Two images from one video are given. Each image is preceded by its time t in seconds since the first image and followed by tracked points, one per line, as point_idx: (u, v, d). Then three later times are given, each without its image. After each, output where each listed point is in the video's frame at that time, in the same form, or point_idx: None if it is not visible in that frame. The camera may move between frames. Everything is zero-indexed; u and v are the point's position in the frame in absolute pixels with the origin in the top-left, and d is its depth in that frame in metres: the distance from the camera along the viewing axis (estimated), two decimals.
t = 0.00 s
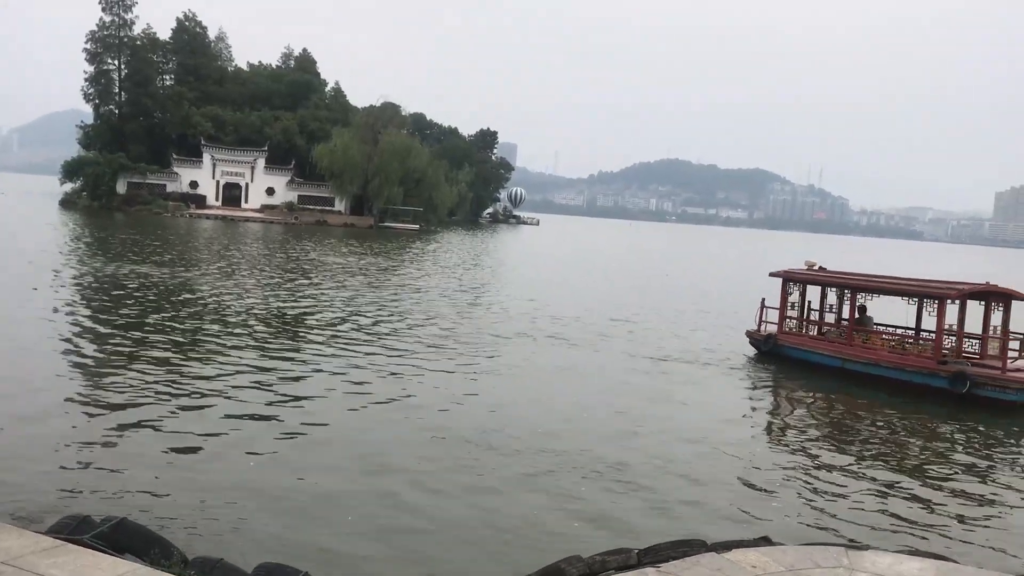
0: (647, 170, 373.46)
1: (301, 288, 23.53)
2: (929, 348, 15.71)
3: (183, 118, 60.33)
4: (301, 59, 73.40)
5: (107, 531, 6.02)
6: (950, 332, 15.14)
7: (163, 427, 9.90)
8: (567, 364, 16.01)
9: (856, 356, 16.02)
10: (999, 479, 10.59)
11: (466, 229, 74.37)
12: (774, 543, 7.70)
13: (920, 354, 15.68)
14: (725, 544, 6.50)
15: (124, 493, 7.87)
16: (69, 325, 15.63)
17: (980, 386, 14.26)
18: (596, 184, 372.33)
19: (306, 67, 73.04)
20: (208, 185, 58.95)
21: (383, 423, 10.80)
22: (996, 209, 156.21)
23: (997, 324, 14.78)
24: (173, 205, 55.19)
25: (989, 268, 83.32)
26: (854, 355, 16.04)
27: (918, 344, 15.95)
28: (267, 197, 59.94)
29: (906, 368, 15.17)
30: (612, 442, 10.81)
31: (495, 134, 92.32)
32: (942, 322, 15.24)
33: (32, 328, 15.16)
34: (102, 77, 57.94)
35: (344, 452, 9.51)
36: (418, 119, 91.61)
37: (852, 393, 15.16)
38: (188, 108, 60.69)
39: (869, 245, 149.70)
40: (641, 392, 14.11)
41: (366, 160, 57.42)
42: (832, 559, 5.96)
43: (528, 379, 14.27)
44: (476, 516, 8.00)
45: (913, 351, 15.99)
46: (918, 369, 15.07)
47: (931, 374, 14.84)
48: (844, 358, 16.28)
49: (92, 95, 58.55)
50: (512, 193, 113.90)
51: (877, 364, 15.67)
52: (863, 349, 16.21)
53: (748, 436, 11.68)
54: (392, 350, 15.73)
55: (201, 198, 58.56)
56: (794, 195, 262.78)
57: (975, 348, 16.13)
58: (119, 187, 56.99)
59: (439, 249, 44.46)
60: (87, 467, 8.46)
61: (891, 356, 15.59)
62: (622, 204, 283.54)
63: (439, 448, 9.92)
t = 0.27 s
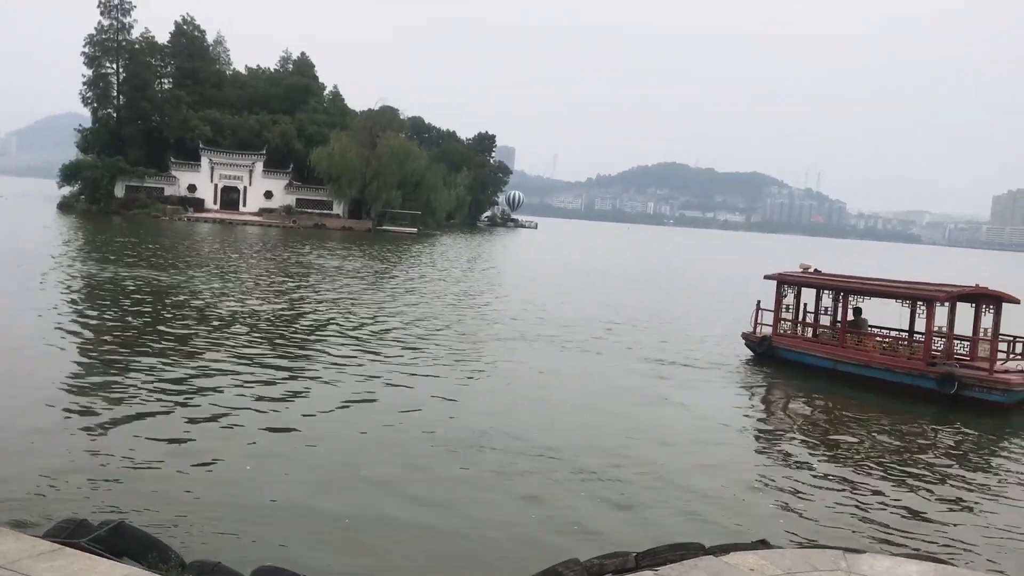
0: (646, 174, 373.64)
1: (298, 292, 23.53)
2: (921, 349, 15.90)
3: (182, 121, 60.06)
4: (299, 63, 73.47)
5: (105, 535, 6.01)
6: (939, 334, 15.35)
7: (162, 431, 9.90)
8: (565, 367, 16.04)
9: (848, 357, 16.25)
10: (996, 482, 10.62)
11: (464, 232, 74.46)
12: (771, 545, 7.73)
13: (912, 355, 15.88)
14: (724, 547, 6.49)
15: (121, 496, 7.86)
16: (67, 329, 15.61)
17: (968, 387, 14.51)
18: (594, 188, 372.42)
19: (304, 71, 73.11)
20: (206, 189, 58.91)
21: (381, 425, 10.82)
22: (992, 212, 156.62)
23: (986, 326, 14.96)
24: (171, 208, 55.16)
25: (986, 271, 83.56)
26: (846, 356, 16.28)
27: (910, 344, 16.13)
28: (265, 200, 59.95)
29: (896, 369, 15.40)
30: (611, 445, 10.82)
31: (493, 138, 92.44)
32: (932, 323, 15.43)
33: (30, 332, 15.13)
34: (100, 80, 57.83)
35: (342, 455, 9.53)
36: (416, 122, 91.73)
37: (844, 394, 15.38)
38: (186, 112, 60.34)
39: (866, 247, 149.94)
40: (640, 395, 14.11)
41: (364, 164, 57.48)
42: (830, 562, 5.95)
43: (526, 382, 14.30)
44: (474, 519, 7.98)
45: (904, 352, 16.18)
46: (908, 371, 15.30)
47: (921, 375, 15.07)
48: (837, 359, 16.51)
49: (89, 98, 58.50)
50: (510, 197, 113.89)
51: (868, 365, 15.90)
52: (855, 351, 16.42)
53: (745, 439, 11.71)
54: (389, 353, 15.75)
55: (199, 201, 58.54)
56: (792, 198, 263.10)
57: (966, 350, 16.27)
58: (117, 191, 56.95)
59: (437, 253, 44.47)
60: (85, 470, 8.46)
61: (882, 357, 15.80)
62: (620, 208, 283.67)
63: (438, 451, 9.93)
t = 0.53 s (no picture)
0: (641, 178, 374.11)
1: (292, 296, 23.53)
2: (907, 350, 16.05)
3: (176, 125, 60.06)
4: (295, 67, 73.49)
5: (99, 540, 6.00)
6: (925, 336, 15.53)
7: (156, 435, 9.90)
8: (560, 371, 16.05)
9: (835, 359, 16.44)
10: (989, 484, 10.67)
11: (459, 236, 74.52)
12: (762, 548, 7.76)
13: (898, 357, 16.05)
14: (719, 550, 6.51)
15: (115, 501, 7.86)
16: (62, 333, 15.55)
17: (952, 388, 14.67)
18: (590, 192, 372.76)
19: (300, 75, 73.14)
20: (201, 193, 58.83)
21: (376, 429, 10.83)
22: (987, 216, 157.07)
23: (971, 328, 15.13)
24: (166, 212, 55.08)
25: (979, 275, 83.83)
26: (833, 358, 16.47)
27: (896, 346, 16.30)
28: (260, 204, 59.91)
29: (882, 371, 15.58)
30: (605, 448, 10.84)
31: (488, 142, 92.51)
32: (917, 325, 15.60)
33: (24, 336, 15.08)
34: (94, 84, 58.08)
35: (337, 459, 9.51)
36: (412, 126, 91.79)
37: (831, 395, 15.55)
38: (181, 116, 60.39)
39: (861, 251, 150.26)
40: (633, 399, 14.14)
41: (359, 168, 57.45)
42: (826, 566, 5.96)
43: (520, 385, 14.34)
44: (466, 523, 7.98)
45: (891, 353, 16.34)
46: (894, 372, 15.48)
47: (905, 376, 15.25)
48: (824, 361, 16.70)
49: (83, 102, 58.60)
50: (505, 201, 114.00)
51: (855, 367, 16.09)
52: (842, 352, 16.61)
53: (739, 442, 11.74)
54: (383, 356, 15.78)
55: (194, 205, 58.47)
56: (787, 202, 263.53)
57: (953, 351, 16.41)
58: (111, 195, 56.85)
59: (432, 257, 44.47)
60: (77, 475, 8.44)
61: (868, 358, 15.98)
62: (615, 211, 283.96)
63: (432, 454, 9.95)
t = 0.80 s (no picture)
0: (633, 181, 374.85)
1: (284, 300, 23.49)
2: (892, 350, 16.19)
3: (167, 129, 59.87)
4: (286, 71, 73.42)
5: (90, 546, 5.97)
6: (907, 337, 15.64)
7: (147, 439, 9.88)
8: (553, 375, 16.07)
9: (820, 360, 16.58)
10: (979, 485, 10.70)
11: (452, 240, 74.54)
12: (753, 550, 7.76)
13: (882, 357, 16.19)
14: (713, 553, 6.50)
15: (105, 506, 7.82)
16: (53, 338, 15.50)
17: (933, 388, 14.76)
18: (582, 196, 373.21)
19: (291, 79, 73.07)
20: (193, 197, 58.70)
21: (369, 433, 10.82)
22: (977, 218, 157.79)
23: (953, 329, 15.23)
24: (157, 216, 54.94)
25: (970, 277, 84.24)
26: (819, 359, 16.61)
27: (881, 347, 16.44)
28: (252, 208, 59.81)
29: (865, 371, 15.71)
30: (597, 451, 10.84)
31: (480, 145, 92.58)
32: (899, 326, 15.72)
33: (16, 342, 15.00)
34: (85, 89, 57.98)
35: (330, 463, 9.50)
36: (404, 130, 91.81)
37: (816, 394, 15.69)
38: (172, 121, 60.37)
39: (853, 254, 150.79)
40: (626, 402, 14.16)
41: (351, 172, 57.34)
42: (818, 568, 5.96)
43: (513, 389, 14.36)
44: (458, 527, 7.97)
45: (876, 354, 16.48)
46: (877, 373, 15.61)
47: (887, 377, 15.39)
48: (810, 362, 16.87)
49: (75, 107, 58.51)
50: (498, 204, 114.08)
51: (840, 367, 16.23)
52: (828, 353, 16.77)
53: (731, 445, 11.76)
54: (375, 360, 15.77)
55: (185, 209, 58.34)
56: (779, 204, 264.30)
57: (939, 352, 16.51)
58: (103, 200, 56.63)
59: (425, 261, 44.47)
60: (68, 481, 8.40)
61: (852, 359, 16.14)
62: (607, 214, 284.36)
63: (424, 458, 9.94)
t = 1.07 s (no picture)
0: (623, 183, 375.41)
1: (274, 304, 23.43)
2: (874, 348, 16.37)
3: (157, 134, 59.82)
4: (275, 74, 73.30)
5: (82, 553, 5.93)
6: (889, 335, 15.83)
7: (139, 445, 9.86)
8: (544, 377, 16.09)
9: (804, 358, 16.74)
10: (969, 484, 10.77)
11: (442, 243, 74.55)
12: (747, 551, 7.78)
13: (864, 356, 16.36)
14: (706, 554, 6.51)
15: (97, 513, 7.79)
16: (42, 345, 15.42)
17: (914, 385, 15.03)
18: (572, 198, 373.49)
19: (280, 83, 72.93)
20: (182, 202, 58.54)
21: (360, 437, 10.82)
22: (965, 218, 158.63)
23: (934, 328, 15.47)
24: (147, 221, 54.76)
25: (958, 277, 84.78)
26: (802, 357, 16.77)
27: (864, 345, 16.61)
28: (241, 213, 59.68)
29: (848, 369, 15.89)
30: (589, 453, 10.86)
31: (470, 148, 92.61)
32: (881, 324, 15.89)
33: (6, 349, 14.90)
34: (74, 93, 57.51)
35: (322, 468, 9.48)
36: (393, 133, 91.79)
37: (801, 392, 15.81)
38: (161, 125, 60.27)
39: (842, 254, 151.39)
40: (617, 403, 14.19)
41: (341, 176, 57.26)
42: (811, 568, 5.98)
43: (504, 391, 14.37)
44: (452, 531, 7.96)
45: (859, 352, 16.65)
46: (859, 371, 15.79)
47: (870, 375, 15.56)
48: (794, 360, 17.03)
49: (63, 112, 58.11)
50: (488, 208, 114.05)
51: (823, 366, 16.38)
52: (811, 351, 16.93)
53: (721, 445, 11.79)
54: (366, 364, 15.75)
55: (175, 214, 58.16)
56: (768, 205, 265.08)
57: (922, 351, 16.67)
58: (91, 205, 56.41)
59: (415, 264, 44.44)
60: (58, 489, 8.35)
61: (835, 357, 16.30)
62: (598, 216, 284.66)
63: (416, 462, 9.95)
